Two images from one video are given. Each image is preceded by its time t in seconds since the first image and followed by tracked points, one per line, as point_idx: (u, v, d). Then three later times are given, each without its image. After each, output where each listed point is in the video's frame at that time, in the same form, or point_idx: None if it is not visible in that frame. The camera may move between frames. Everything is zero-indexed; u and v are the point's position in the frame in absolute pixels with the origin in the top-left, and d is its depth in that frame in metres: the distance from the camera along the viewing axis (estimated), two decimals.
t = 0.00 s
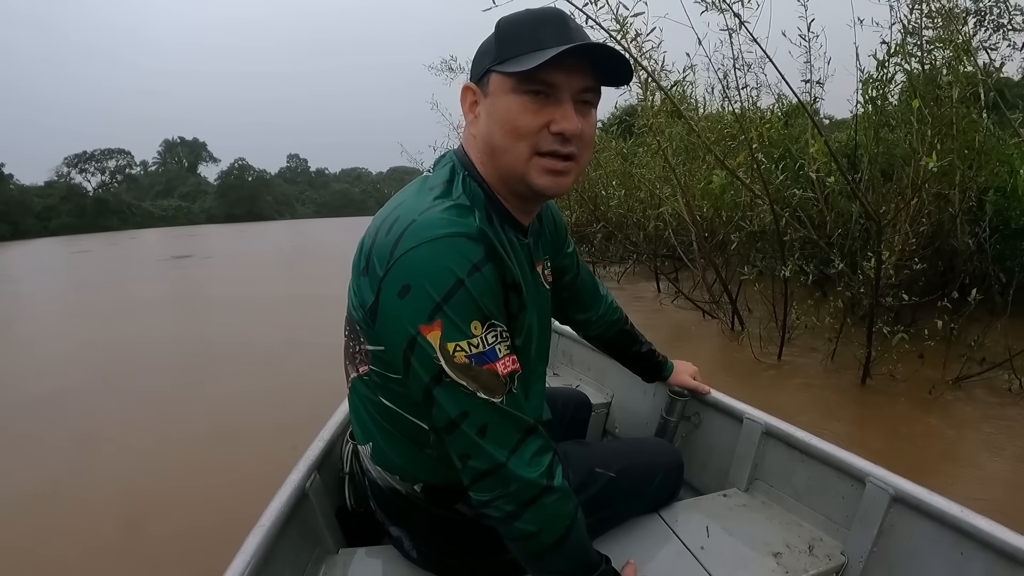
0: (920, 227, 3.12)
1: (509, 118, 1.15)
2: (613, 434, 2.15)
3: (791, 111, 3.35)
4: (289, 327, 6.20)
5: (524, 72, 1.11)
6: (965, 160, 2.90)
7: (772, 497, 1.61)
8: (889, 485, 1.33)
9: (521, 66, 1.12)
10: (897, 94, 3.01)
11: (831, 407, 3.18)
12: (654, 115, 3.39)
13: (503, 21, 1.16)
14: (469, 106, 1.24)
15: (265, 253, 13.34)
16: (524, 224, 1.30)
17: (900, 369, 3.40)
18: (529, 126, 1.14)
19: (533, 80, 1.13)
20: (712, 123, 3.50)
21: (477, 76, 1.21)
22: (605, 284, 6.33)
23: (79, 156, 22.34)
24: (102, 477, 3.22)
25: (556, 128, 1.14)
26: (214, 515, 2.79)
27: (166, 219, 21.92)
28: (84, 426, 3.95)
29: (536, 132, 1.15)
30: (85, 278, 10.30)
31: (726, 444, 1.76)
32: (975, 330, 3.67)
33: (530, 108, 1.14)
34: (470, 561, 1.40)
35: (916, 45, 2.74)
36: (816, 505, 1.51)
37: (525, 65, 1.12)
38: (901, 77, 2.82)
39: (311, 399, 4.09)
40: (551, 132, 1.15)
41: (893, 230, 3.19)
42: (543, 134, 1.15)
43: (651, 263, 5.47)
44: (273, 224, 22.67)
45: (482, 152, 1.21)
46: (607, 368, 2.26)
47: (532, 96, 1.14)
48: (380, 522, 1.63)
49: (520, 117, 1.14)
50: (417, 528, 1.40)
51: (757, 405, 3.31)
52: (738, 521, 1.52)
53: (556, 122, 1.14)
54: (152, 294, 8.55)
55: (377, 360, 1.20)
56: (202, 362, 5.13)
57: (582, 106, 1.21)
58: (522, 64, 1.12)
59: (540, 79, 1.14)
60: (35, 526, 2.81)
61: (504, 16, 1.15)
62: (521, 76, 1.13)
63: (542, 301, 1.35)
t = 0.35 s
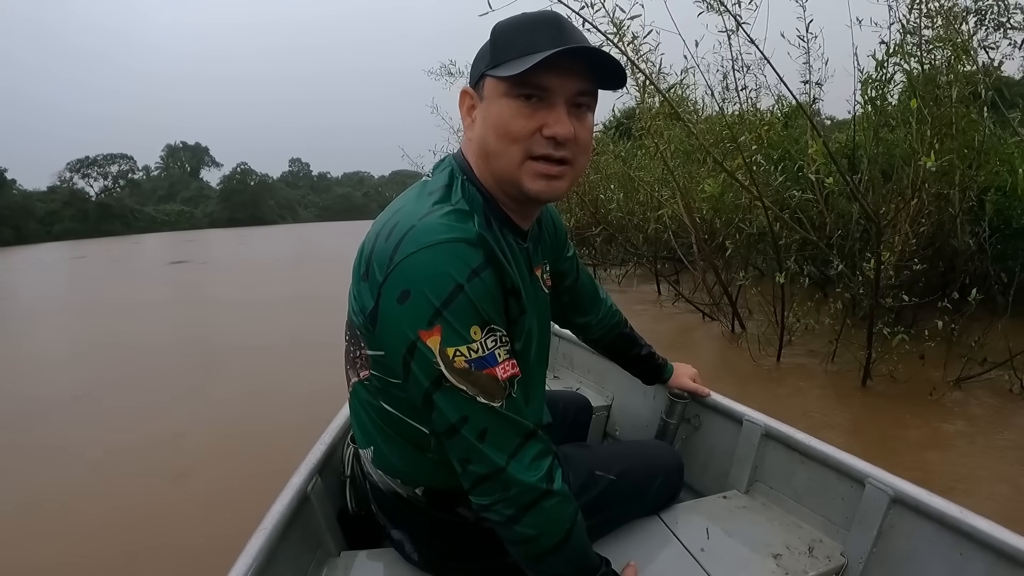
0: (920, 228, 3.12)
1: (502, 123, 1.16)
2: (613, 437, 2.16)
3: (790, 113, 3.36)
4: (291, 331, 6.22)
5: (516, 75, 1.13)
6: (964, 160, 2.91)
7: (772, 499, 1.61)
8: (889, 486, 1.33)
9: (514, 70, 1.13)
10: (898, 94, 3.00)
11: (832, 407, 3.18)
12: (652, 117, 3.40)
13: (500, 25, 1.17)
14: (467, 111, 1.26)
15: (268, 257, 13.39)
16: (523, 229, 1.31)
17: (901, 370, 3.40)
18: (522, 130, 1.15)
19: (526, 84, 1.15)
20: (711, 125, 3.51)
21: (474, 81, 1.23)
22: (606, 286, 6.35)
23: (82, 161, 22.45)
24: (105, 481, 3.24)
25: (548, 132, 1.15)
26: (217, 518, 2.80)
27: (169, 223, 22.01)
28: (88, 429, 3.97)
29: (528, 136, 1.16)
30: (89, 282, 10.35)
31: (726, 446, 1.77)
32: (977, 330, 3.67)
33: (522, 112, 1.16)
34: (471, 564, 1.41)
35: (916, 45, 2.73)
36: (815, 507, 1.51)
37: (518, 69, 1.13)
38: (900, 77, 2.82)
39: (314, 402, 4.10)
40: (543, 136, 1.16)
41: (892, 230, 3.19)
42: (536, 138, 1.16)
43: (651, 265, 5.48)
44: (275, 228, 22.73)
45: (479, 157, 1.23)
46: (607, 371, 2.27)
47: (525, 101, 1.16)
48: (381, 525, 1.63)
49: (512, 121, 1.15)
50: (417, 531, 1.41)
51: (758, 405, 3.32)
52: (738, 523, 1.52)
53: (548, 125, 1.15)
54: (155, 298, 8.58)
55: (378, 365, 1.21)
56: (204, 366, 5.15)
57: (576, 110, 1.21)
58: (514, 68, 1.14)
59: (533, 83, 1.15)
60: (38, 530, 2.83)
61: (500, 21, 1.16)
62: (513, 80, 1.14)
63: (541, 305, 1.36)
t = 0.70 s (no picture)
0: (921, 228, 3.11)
1: (502, 124, 1.17)
2: (613, 438, 2.16)
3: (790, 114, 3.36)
4: (293, 332, 6.24)
5: (515, 77, 1.14)
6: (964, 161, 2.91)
7: (771, 500, 1.62)
8: (887, 488, 1.34)
9: (512, 72, 1.14)
10: (899, 93, 3.00)
11: (832, 408, 3.18)
12: (652, 119, 3.41)
13: (496, 28, 1.18)
14: (466, 115, 1.27)
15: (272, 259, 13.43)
16: (523, 230, 1.32)
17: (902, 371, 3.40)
18: (521, 131, 1.16)
19: (525, 85, 1.16)
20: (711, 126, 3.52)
21: (472, 84, 1.23)
22: (608, 287, 6.36)
23: (86, 164, 22.56)
24: (108, 482, 3.26)
25: (548, 131, 1.16)
26: (218, 519, 2.81)
27: (173, 226, 22.10)
28: (91, 430, 3.99)
29: (528, 136, 1.16)
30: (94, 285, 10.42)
31: (725, 447, 1.77)
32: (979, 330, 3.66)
33: (521, 113, 1.16)
34: (471, 565, 1.41)
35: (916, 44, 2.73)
36: (814, 508, 1.51)
37: (517, 70, 1.14)
38: (901, 77, 2.82)
39: (316, 404, 4.11)
40: (543, 135, 1.16)
41: (893, 231, 3.19)
42: (536, 138, 1.17)
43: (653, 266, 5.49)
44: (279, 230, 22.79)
45: (479, 159, 1.24)
46: (607, 373, 2.28)
47: (524, 101, 1.16)
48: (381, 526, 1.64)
49: (512, 122, 1.16)
50: (417, 531, 1.42)
51: (758, 406, 3.33)
52: (737, 525, 1.52)
53: (548, 125, 1.16)
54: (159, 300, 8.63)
55: (379, 366, 1.22)
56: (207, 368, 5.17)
57: (574, 109, 1.22)
58: (513, 70, 1.14)
59: (531, 84, 1.16)
60: (42, 531, 2.85)
61: (497, 24, 1.17)
62: (512, 82, 1.15)
63: (541, 306, 1.37)
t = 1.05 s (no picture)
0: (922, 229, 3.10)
1: (507, 125, 1.16)
2: (605, 444, 2.16)
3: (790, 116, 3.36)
4: (295, 335, 6.25)
5: (521, 78, 1.13)
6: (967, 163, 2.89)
7: (763, 505, 1.62)
8: (878, 492, 1.34)
9: (516, 73, 1.14)
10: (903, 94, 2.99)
11: (831, 410, 3.18)
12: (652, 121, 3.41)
13: (485, 32, 1.18)
14: (457, 118, 1.24)
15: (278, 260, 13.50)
16: (518, 231, 1.32)
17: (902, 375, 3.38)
18: (529, 130, 1.16)
19: (528, 86, 1.16)
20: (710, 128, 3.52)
21: (464, 88, 1.21)
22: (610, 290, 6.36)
23: (93, 165, 22.70)
24: (109, 484, 3.27)
25: (554, 130, 1.17)
26: (217, 522, 2.82)
27: (179, 228, 22.20)
28: (93, 432, 4.01)
29: (535, 135, 1.17)
30: (99, 285, 10.50)
31: (718, 452, 1.77)
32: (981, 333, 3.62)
33: (527, 113, 1.16)
34: (464, 569, 1.42)
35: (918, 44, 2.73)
36: (806, 513, 1.51)
37: (520, 71, 1.14)
38: (905, 78, 2.82)
39: (317, 406, 4.13)
40: (550, 134, 1.17)
41: (893, 233, 3.18)
42: (542, 137, 1.17)
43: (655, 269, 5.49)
44: (284, 232, 22.87)
45: (480, 161, 1.22)
46: (600, 378, 2.28)
47: (528, 102, 1.16)
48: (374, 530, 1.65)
49: (519, 123, 1.15)
50: (409, 536, 1.43)
51: (757, 407, 3.32)
52: (729, 530, 1.52)
53: (554, 124, 1.17)
54: (164, 300, 8.68)
55: (378, 370, 1.22)
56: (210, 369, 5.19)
57: (571, 108, 1.24)
58: (516, 72, 1.14)
59: (534, 85, 1.16)
60: (43, 533, 2.86)
61: (485, 27, 1.18)
62: (516, 83, 1.15)
63: (539, 308, 1.37)
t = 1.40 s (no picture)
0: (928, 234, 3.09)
1: (509, 130, 1.17)
2: (607, 446, 2.16)
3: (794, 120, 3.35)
4: (301, 338, 6.27)
5: (522, 83, 1.14)
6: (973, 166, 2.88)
7: (764, 507, 1.61)
8: (880, 493, 1.33)
9: (517, 78, 1.15)
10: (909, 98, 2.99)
11: (836, 416, 3.17)
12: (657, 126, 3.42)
13: (486, 34, 1.19)
14: (458, 122, 1.25)
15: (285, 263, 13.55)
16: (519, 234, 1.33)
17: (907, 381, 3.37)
18: (531, 135, 1.17)
19: (530, 91, 1.16)
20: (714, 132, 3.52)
21: (465, 92, 1.22)
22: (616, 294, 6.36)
23: (102, 168, 22.86)
24: (115, 485, 3.29)
25: (556, 134, 1.18)
26: (222, 524, 2.83)
27: (187, 231, 22.33)
28: (100, 433, 4.04)
29: (537, 139, 1.17)
30: (107, 288, 10.56)
31: (720, 454, 1.77)
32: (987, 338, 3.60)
33: (528, 117, 1.17)
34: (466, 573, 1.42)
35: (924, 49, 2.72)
36: (808, 514, 1.51)
37: (522, 76, 1.15)
38: (912, 83, 2.81)
39: (322, 409, 4.14)
40: (552, 138, 1.18)
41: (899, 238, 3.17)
42: (544, 141, 1.18)
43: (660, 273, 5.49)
44: (290, 235, 22.97)
45: (482, 166, 1.23)
46: (601, 380, 2.28)
47: (530, 107, 1.17)
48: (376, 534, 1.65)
49: (521, 127, 1.16)
50: (411, 539, 1.43)
51: (760, 413, 3.32)
52: (731, 531, 1.52)
53: (555, 128, 1.18)
54: (171, 303, 8.73)
55: (379, 374, 1.23)
56: (216, 372, 5.22)
57: (573, 112, 1.25)
58: (517, 76, 1.15)
59: (535, 90, 1.17)
60: (49, 534, 2.88)
61: (486, 30, 1.18)
62: (518, 88, 1.15)
63: (540, 312, 1.38)
